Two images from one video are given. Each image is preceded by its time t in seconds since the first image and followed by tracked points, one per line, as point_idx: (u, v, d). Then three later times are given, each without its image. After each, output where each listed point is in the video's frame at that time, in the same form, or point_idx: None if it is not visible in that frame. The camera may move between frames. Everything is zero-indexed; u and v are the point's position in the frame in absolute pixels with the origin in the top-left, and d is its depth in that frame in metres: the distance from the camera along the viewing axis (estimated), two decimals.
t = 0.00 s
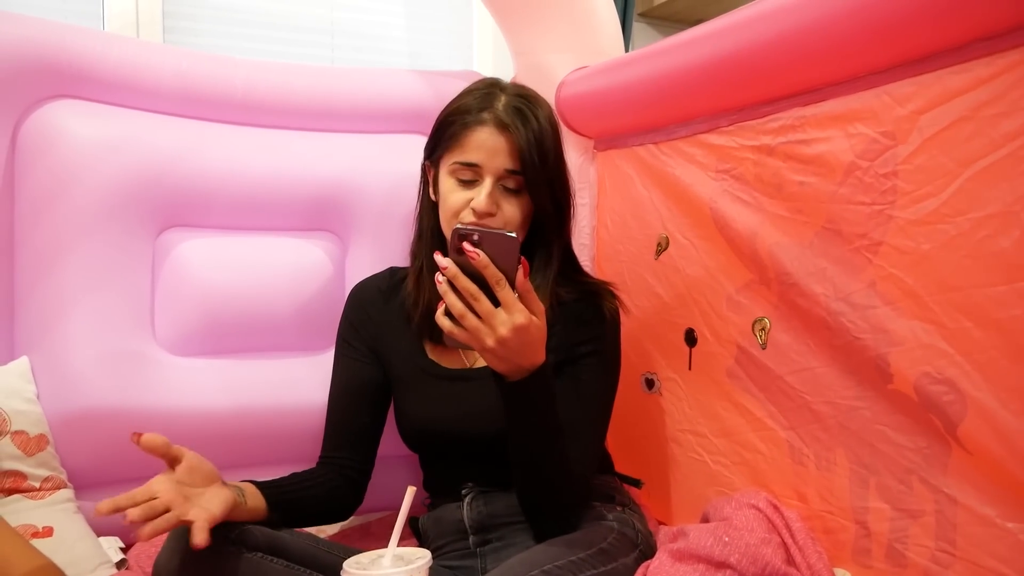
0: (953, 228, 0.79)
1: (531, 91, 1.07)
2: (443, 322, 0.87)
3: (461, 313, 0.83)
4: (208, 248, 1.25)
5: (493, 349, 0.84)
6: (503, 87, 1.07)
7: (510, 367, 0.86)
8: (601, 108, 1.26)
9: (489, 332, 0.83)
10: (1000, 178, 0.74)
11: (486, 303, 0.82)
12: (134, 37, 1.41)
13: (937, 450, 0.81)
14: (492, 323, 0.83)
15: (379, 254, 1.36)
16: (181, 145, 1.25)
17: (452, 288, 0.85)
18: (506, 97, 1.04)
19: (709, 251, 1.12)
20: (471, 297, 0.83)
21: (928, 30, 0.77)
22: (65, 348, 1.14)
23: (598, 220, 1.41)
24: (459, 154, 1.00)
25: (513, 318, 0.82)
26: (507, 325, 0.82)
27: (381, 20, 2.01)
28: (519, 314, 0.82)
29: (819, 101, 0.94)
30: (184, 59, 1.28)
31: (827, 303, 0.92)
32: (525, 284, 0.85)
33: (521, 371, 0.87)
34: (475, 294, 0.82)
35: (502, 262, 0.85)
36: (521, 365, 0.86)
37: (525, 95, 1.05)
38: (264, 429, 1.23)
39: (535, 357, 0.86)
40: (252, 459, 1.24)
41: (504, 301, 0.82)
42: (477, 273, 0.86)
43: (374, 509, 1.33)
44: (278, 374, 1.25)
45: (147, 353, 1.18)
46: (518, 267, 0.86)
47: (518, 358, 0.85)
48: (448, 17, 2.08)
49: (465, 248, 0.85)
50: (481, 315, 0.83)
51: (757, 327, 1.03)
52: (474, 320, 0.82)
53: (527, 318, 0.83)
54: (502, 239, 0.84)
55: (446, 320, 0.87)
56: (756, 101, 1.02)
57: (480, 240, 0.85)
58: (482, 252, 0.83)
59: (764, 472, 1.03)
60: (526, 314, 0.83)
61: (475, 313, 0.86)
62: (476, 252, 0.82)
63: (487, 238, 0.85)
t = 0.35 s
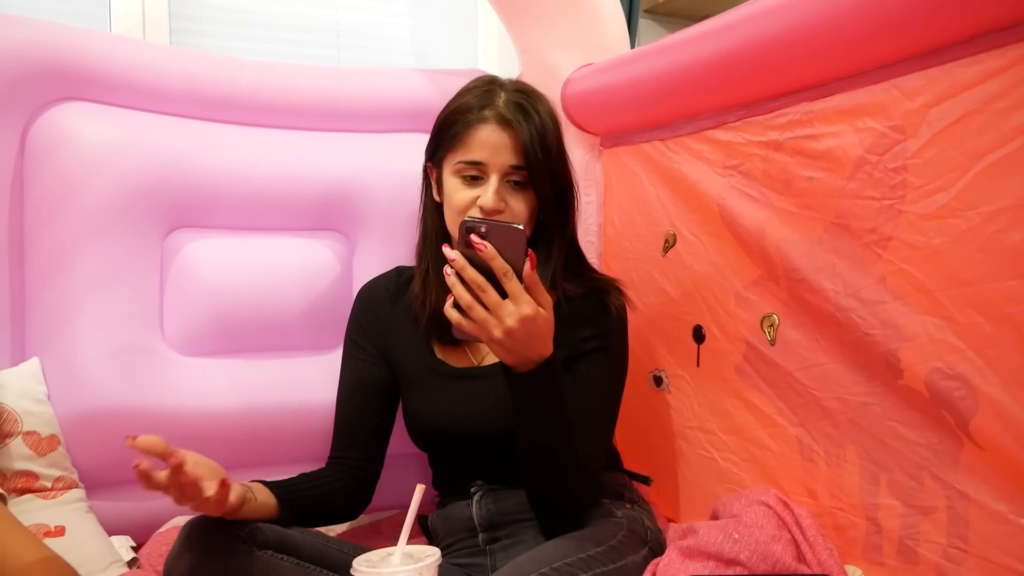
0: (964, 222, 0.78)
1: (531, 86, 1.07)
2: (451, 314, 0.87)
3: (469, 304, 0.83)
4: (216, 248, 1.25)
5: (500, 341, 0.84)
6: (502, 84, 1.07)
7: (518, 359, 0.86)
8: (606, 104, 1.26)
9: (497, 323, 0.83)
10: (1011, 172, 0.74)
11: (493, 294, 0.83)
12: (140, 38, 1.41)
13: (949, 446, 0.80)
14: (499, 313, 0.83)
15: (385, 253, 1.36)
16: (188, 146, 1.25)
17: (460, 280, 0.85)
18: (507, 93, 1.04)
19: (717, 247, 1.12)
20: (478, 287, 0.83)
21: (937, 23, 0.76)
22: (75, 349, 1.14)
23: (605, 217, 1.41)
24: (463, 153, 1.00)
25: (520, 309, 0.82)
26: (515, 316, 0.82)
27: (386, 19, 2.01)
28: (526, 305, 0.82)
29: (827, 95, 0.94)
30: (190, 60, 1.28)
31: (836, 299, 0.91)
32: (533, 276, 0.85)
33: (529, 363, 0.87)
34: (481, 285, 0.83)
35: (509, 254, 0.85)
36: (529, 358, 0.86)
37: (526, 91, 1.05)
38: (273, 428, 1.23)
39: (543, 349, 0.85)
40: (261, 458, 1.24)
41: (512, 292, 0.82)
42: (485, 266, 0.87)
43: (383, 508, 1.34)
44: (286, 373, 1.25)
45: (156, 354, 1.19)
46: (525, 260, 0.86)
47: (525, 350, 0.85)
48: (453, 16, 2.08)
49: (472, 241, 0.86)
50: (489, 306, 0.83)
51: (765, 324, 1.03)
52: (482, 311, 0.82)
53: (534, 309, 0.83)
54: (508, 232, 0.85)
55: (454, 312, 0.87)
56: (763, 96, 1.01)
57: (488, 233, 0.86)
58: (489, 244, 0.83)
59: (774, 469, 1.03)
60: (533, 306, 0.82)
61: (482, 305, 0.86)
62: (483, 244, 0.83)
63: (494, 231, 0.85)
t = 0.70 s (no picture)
0: (980, 220, 0.77)
1: (542, 86, 1.07)
2: (462, 314, 0.87)
3: (479, 305, 0.83)
4: (229, 251, 1.26)
5: (511, 341, 0.83)
6: (512, 84, 1.07)
7: (529, 359, 0.86)
8: (617, 104, 1.26)
9: (508, 324, 0.83)
10: None
11: (504, 295, 0.82)
12: (154, 41, 1.42)
13: (967, 446, 0.79)
14: (511, 315, 0.82)
15: (397, 254, 1.37)
16: (201, 148, 1.26)
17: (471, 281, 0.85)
18: (518, 93, 1.04)
19: (729, 247, 1.11)
20: (489, 288, 0.82)
21: (952, 19, 0.75)
22: (90, 351, 1.15)
23: (617, 217, 1.40)
24: (474, 153, 1.01)
25: (532, 310, 0.82)
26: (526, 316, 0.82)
27: (397, 21, 2.02)
28: (537, 306, 0.82)
29: (840, 93, 0.93)
30: (203, 63, 1.29)
31: (851, 298, 0.91)
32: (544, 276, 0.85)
33: (540, 364, 0.87)
34: (493, 286, 0.81)
35: (520, 255, 0.85)
36: (540, 358, 0.86)
37: (537, 91, 1.05)
38: (286, 429, 1.23)
39: (554, 350, 0.85)
40: (274, 458, 1.25)
41: (523, 293, 0.82)
42: (496, 266, 0.87)
43: (395, 508, 1.34)
44: (299, 374, 1.26)
45: (169, 355, 1.20)
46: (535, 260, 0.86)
47: (537, 350, 0.85)
48: (464, 16, 2.08)
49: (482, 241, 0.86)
50: (500, 307, 0.83)
51: (779, 323, 1.02)
52: (493, 312, 0.82)
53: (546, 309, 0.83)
54: (519, 232, 0.85)
55: (465, 312, 0.87)
56: (776, 94, 1.01)
57: (499, 233, 0.86)
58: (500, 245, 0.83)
59: (788, 469, 1.02)
60: (543, 306, 0.82)
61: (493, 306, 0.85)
62: (494, 245, 0.82)
63: (505, 231, 0.86)
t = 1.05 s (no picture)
0: (1008, 223, 0.75)
1: (559, 89, 1.06)
2: (478, 315, 0.87)
3: (494, 308, 0.83)
4: (248, 253, 1.26)
5: (526, 344, 0.83)
6: (530, 87, 1.06)
7: (544, 362, 0.86)
8: (635, 106, 1.25)
9: (523, 327, 0.82)
10: None
11: (519, 298, 0.81)
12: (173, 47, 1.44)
13: (994, 455, 0.78)
14: (525, 317, 0.82)
15: (414, 257, 1.37)
16: (220, 152, 1.27)
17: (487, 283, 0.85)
18: (536, 97, 1.03)
19: (749, 250, 1.09)
20: (504, 291, 0.82)
21: (979, 18, 0.73)
22: (111, 353, 1.17)
23: (635, 220, 1.39)
24: (492, 158, 1.00)
25: (547, 312, 0.81)
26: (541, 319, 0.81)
27: (414, 24, 2.02)
28: (552, 308, 0.81)
29: (863, 94, 0.91)
30: (221, 67, 1.30)
31: (873, 303, 0.89)
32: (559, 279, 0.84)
33: (556, 367, 0.86)
34: (508, 289, 0.81)
35: (535, 257, 0.85)
36: (555, 361, 0.85)
37: (555, 95, 1.04)
38: (303, 431, 1.24)
39: (569, 352, 0.84)
40: (292, 461, 1.25)
41: (537, 295, 0.81)
42: (510, 269, 0.86)
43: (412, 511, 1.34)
44: (316, 377, 1.26)
45: (189, 358, 1.21)
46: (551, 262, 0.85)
47: (552, 354, 0.84)
48: (481, 18, 2.08)
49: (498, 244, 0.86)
50: (515, 310, 0.82)
51: (800, 328, 1.01)
52: (508, 314, 0.81)
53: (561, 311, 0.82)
54: (533, 234, 0.85)
55: (482, 313, 0.87)
56: (797, 96, 0.99)
57: (513, 236, 0.86)
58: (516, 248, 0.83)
59: (809, 476, 1.00)
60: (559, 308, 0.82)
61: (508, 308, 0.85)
62: (508, 248, 0.82)
63: (520, 234, 0.85)
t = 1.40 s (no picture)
0: (1016, 230, 0.76)
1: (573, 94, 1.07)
2: (491, 317, 0.88)
3: (507, 309, 0.84)
4: (258, 254, 1.27)
5: (538, 347, 0.84)
6: (545, 92, 1.07)
7: (555, 365, 0.86)
8: (647, 109, 1.26)
9: (536, 330, 0.83)
10: None
11: (532, 300, 0.82)
12: (190, 46, 1.45)
13: (1000, 460, 0.78)
14: (538, 320, 0.82)
15: (425, 259, 1.37)
16: (232, 152, 1.27)
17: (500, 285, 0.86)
18: (551, 102, 1.04)
19: (759, 254, 1.10)
20: (518, 293, 0.83)
21: (988, 27, 0.75)
22: (121, 351, 1.17)
23: (645, 223, 1.40)
24: (506, 163, 1.01)
25: (560, 317, 0.82)
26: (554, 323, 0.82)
27: (428, 26, 2.03)
28: (565, 312, 0.82)
29: (874, 100, 0.92)
30: (236, 67, 1.31)
31: (882, 307, 0.90)
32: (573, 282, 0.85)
33: (568, 370, 0.87)
34: (521, 291, 0.83)
35: (549, 260, 0.86)
36: (566, 364, 0.86)
37: (569, 100, 1.05)
38: (312, 432, 1.24)
39: (581, 356, 0.85)
40: (299, 461, 1.25)
41: (551, 299, 0.82)
42: (525, 271, 0.87)
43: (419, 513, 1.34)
44: (326, 377, 1.26)
45: (198, 358, 1.21)
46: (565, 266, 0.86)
47: (564, 357, 0.85)
48: (495, 21, 2.09)
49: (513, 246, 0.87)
50: (528, 312, 0.83)
51: (809, 332, 1.01)
52: (521, 317, 0.83)
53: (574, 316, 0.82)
54: (548, 238, 0.85)
55: (494, 315, 0.88)
56: (808, 101, 1.00)
57: (528, 239, 0.87)
58: (530, 250, 0.83)
59: (816, 480, 1.01)
60: (571, 312, 0.82)
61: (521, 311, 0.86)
62: (522, 250, 0.83)
63: (534, 237, 0.86)
